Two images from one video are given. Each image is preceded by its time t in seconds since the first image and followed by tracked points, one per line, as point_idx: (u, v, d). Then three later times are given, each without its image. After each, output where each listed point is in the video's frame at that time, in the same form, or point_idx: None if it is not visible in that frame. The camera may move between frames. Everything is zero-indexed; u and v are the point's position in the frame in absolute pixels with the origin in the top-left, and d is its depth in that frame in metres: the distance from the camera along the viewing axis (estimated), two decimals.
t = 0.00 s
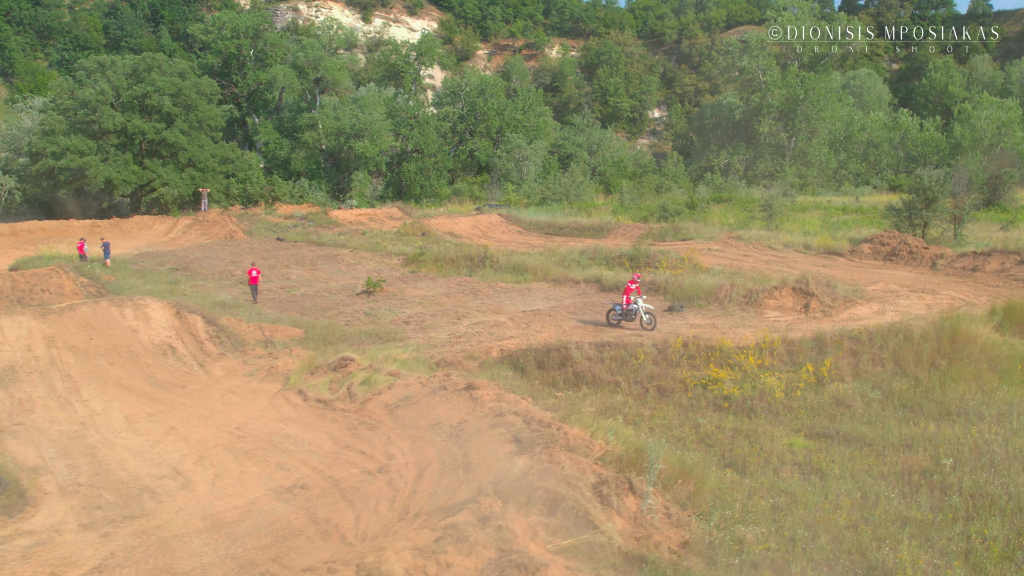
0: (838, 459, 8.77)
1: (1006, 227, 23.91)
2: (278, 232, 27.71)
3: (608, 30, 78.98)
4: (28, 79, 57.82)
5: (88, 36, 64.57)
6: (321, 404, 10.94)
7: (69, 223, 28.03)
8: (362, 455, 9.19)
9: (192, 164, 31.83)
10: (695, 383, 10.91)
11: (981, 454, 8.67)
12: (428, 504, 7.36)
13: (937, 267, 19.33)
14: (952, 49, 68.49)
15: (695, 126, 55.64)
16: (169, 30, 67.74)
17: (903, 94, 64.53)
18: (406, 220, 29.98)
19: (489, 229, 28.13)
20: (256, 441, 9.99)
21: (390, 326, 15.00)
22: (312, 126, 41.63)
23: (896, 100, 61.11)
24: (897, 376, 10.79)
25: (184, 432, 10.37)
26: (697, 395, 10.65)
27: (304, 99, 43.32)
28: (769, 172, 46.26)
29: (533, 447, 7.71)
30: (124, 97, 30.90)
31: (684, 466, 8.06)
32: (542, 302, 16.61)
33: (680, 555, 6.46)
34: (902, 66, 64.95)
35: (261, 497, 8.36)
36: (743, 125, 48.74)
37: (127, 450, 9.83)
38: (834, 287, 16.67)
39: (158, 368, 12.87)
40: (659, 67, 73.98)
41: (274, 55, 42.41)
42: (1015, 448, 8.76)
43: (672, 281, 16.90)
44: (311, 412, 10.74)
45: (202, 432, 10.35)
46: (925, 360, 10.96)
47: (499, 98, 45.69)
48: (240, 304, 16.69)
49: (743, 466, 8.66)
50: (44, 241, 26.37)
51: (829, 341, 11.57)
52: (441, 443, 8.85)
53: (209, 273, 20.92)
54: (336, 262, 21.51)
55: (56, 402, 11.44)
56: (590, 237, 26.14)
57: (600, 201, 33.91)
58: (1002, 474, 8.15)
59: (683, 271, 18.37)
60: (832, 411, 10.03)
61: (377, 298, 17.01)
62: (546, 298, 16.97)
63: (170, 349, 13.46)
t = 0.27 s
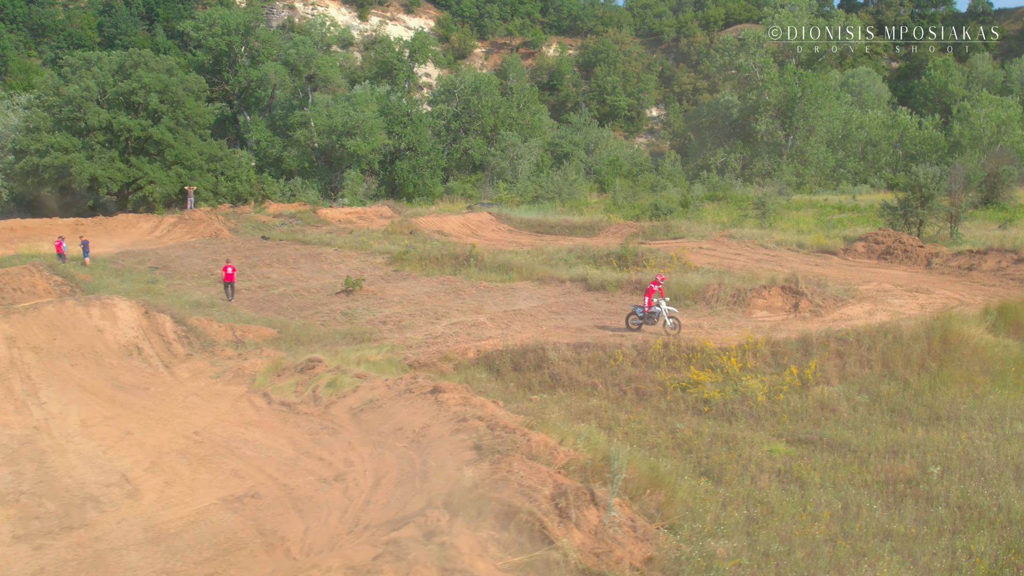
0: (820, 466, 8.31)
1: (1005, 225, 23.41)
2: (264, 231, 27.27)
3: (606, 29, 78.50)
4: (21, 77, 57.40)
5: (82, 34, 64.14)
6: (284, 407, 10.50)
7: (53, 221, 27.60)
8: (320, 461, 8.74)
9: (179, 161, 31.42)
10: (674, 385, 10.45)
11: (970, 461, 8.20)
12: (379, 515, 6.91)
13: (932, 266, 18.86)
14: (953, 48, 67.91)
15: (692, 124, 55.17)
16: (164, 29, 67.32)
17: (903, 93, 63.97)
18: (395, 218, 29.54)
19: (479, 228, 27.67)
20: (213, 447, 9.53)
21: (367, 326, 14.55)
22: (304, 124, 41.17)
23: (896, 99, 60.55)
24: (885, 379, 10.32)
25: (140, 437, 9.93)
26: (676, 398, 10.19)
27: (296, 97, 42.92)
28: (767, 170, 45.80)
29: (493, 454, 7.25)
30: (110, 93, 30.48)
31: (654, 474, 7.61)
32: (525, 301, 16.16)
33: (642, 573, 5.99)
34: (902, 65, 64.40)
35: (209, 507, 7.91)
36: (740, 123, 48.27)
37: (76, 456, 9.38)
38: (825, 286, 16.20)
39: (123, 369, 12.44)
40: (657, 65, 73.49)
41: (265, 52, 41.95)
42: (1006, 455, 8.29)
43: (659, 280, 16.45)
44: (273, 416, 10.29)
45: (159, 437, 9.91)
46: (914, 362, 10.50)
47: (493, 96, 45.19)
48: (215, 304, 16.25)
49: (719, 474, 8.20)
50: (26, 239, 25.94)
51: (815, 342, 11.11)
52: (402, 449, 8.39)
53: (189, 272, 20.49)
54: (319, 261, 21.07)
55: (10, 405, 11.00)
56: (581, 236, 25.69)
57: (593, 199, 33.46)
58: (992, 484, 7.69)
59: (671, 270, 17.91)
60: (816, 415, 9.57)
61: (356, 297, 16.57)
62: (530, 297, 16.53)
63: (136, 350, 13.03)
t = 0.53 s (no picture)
0: (796, 472, 7.85)
1: (1002, 223, 22.91)
2: (248, 228, 26.84)
3: (604, 26, 77.99)
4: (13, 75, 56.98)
5: (76, 32, 63.75)
6: (242, 409, 10.05)
7: (34, 218, 27.17)
8: (270, 466, 8.30)
9: (165, 159, 31.01)
10: (649, 386, 9.99)
11: (955, 467, 7.75)
12: (320, 525, 6.47)
13: (926, 263, 18.39)
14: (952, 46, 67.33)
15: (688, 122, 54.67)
16: (158, 26, 66.88)
17: (902, 91, 63.43)
18: (382, 216, 29.06)
19: (467, 226, 27.22)
20: (162, 450, 9.09)
21: (340, 325, 14.11)
22: (295, 121, 40.62)
23: (895, 97, 60.00)
24: (870, 379, 9.86)
25: (89, 440, 9.48)
26: (650, 400, 9.72)
27: (287, 94, 42.06)
28: (763, 168, 45.32)
29: (444, 460, 6.80)
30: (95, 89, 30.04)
31: (617, 481, 7.16)
32: (505, 299, 15.71)
33: None
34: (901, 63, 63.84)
35: (146, 515, 7.45)
36: (737, 120, 47.80)
37: (18, 459, 8.93)
38: (814, 283, 15.73)
39: (82, 369, 11.99)
40: (655, 63, 73.01)
41: (256, 49, 41.46)
42: (994, 461, 7.83)
43: (643, 277, 15.99)
44: (230, 418, 9.85)
45: (108, 440, 9.46)
46: (900, 362, 10.04)
47: (487, 93, 44.63)
48: (187, 302, 15.82)
49: (689, 480, 7.75)
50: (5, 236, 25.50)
51: (797, 342, 10.66)
52: (355, 453, 7.94)
53: (167, 270, 20.05)
54: (300, 259, 20.63)
55: None
56: (570, 234, 25.22)
57: (585, 197, 32.98)
58: (977, 491, 7.24)
59: (657, 268, 17.44)
60: (796, 418, 9.11)
61: (332, 295, 16.12)
62: (510, 295, 16.08)
63: (98, 349, 12.58)
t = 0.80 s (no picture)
0: (764, 480, 7.41)
1: (996, 219, 22.41)
2: (231, 225, 26.43)
3: (601, 24, 77.51)
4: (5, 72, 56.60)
5: (69, 29, 63.35)
6: (193, 411, 9.63)
7: (15, 215, 26.79)
8: (211, 472, 7.88)
9: (149, 155, 30.59)
10: (617, 387, 9.56)
11: (932, 473, 7.29)
12: (249, 538, 6.03)
13: (916, 260, 17.95)
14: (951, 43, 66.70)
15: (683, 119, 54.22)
16: (152, 24, 66.49)
17: (900, 88, 62.92)
18: (369, 213, 28.62)
19: (454, 223, 26.79)
20: (104, 453, 8.67)
21: (309, 323, 13.69)
22: (285, 118, 40.09)
23: (893, 94, 59.43)
24: (848, 380, 9.40)
25: (30, 442, 9.06)
26: (618, 401, 9.30)
27: (277, 91, 41.53)
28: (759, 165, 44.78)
29: (382, 466, 6.37)
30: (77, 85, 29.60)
31: (568, 489, 6.72)
32: (481, 297, 15.28)
33: None
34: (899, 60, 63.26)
35: (74, 523, 7.03)
36: (733, 118, 47.40)
37: None
38: (799, 281, 15.29)
39: (36, 368, 11.58)
40: (652, 60, 72.50)
41: (246, 45, 41.01)
42: (973, 466, 7.38)
43: (624, 274, 15.54)
44: (180, 420, 9.43)
45: (51, 442, 9.05)
46: (880, 361, 9.57)
47: (479, 90, 44.11)
48: (156, 301, 15.41)
49: (651, 487, 7.30)
50: None
51: (774, 340, 10.21)
52: (298, 458, 7.51)
53: (142, 267, 19.64)
54: (278, 256, 20.21)
55: None
56: (557, 231, 24.76)
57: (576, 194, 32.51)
58: (954, 499, 6.79)
59: (641, 264, 16.97)
60: (768, 420, 8.67)
61: (304, 292, 15.71)
62: (488, 292, 15.65)
63: (55, 348, 12.16)
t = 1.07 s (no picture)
0: (722, 488, 7.00)
1: (989, 217, 21.96)
2: (213, 223, 26.04)
3: (597, 22, 77.05)
4: None
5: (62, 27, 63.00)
6: (137, 414, 9.24)
7: None
8: (143, 478, 7.48)
9: (133, 153, 30.22)
10: (578, 389, 9.15)
11: (899, 481, 6.88)
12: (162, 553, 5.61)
13: (904, 258, 17.53)
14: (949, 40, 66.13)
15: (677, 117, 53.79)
16: (145, 21, 66.13)
17: (898, 86, 62.40)
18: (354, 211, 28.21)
19: (439, 221, 26.39)
20: (37, 457, 8.27)
21: (273, 323, 13.29)
22: (274, 116, 39.68)
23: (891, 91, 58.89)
24: (818, 381, 8.98)
25: None
26: (577, 404, 8.89)
27: (267, 88, 41.45)
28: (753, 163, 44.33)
29: (305, 475, 5.96)
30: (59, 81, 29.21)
31: (507, 498, 6.32)
32: (454, 295, 14.86)
33: None
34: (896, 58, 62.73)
35: None
36: (727, 115, 46.92)
37: None
38: (780, 279, 14.87)
39: None
40: (648, 58, 72.01)
41: (235, 41, 40.62)
42: (942, 473, 6.96)
43: (601, 272, 15.13)
44: (122, 423, 9.03)
45: None
46: (852, 362, 9.15)
47: (471, 87, 43.72)
48: (122, 300, 15.03)
49: (601, 496, 6.90)
50: None
51: (745, 340, 9.81)
52: (230, 464, 7.12)
53: (116, 265, 19.26)
54: (255, 254, 19.81)
55: None
56: (542, 229, 24.35)
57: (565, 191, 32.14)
58: (919, 510, 6.37)
59: (621, 262, 16.56)
60: (732, 424, 8.26)
61: (274, 291, 15.30)
62: (462, 291, 15.25)
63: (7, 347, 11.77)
